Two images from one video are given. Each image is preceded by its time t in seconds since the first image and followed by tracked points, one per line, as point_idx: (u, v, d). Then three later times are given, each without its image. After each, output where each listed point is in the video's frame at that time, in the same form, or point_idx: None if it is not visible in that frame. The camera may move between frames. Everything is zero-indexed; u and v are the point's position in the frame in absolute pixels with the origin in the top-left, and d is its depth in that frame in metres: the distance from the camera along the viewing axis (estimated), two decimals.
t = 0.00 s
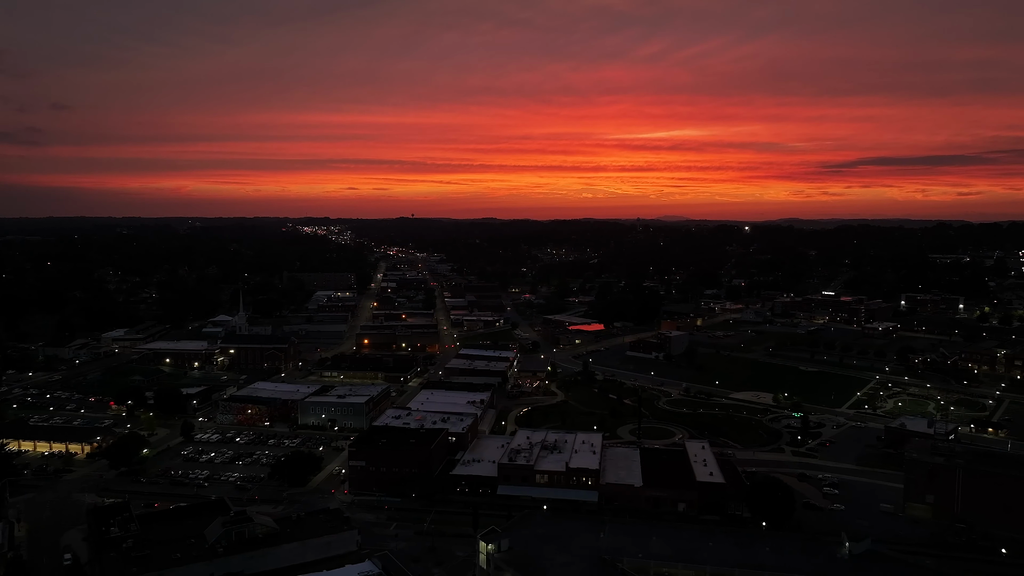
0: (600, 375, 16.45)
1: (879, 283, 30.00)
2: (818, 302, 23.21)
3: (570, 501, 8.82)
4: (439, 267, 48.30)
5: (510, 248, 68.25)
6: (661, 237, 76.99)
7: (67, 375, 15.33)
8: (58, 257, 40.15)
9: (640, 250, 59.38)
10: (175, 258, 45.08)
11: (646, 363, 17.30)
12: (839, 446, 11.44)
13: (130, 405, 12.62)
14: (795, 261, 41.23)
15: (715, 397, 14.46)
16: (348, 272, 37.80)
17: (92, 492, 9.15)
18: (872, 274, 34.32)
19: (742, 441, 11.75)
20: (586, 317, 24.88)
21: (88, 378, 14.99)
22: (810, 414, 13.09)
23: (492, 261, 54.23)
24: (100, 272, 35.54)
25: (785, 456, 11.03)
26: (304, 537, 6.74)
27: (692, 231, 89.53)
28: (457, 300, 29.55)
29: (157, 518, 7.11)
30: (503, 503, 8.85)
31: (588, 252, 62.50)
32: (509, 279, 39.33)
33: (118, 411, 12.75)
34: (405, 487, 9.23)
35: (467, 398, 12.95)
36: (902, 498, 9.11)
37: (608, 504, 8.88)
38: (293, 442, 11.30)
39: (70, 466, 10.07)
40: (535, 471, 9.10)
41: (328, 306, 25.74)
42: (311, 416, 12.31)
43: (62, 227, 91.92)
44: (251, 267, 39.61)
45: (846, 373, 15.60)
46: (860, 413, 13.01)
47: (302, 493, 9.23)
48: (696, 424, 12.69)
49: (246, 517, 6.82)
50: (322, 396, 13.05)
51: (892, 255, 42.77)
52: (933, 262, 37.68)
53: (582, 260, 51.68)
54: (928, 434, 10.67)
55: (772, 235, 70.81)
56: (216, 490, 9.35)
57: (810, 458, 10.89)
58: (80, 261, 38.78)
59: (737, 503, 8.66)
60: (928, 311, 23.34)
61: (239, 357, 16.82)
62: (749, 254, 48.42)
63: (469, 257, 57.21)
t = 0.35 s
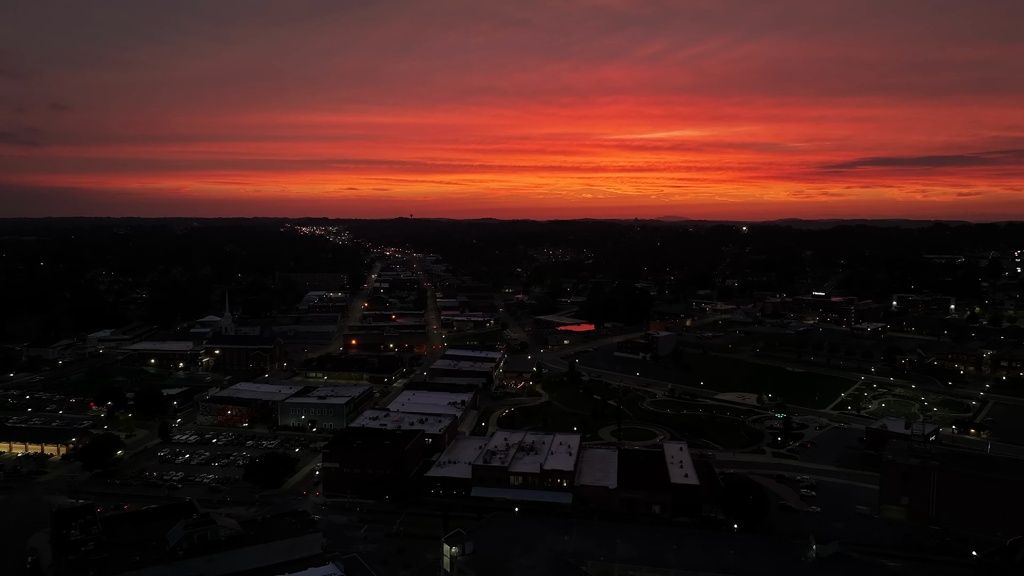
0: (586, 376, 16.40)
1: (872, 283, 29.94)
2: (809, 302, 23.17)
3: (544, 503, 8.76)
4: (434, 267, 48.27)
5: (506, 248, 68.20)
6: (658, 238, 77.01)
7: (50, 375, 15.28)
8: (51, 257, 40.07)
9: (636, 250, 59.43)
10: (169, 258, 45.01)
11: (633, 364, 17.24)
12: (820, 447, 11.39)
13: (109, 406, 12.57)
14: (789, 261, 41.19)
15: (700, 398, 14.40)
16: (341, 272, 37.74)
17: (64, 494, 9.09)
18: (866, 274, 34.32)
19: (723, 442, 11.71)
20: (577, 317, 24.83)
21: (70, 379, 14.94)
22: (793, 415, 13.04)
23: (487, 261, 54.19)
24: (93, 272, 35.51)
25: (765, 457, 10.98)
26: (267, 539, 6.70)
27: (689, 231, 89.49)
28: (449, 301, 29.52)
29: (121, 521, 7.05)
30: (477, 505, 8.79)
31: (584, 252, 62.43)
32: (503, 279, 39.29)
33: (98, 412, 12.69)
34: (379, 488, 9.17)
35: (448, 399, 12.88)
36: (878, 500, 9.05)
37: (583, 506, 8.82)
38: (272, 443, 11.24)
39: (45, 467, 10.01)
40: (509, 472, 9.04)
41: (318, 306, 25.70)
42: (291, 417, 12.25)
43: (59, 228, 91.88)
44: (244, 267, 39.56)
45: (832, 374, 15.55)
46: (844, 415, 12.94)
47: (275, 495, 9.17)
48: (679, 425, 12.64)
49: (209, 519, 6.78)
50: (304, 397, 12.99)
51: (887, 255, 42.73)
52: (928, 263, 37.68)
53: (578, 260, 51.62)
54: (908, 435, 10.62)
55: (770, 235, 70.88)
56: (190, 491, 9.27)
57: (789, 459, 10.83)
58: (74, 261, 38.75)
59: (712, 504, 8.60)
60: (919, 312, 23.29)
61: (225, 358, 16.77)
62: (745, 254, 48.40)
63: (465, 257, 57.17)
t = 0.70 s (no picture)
0: (573, 376, 16.33)
1: (865, 284, 29.91)
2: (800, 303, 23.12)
3: (518, 506, 8.69)
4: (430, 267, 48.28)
5: (503, 248, 68.20)
6: (655, 238, 77.06)
7: (33, 376, 15.20)
8: (44, 257, 40.01)
9: (632, 250, 59.48)
10: (164, 258, 44.95)
11: (621, 365, 17.17)
12: (802, 449, 11.34)
13: (90, 407, 12.49)
14: (785, 261, 41.17)
15: (685, 399, 14.35)
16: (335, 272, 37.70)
17: (36, 497, 9.00)
18: (861, 274, 34.29)
19: (705, 444, 11.65)
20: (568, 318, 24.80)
21: (53, 380, 14.85)
22: (778, 416, 12.98)
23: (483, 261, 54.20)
24: (86, 272, 35.47)
25: (746, 459, 10.92)
26: (231, 543, 6.62)
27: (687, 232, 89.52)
28: (441, 301, 29.50)
29: (85, 525, 6.96)
30: (451, 508, 8.72)
31: (580, 252, 62.42)
32: (497, 279, 39.26)
33: (78, 414, 12.62)
34: (354, 491, 9.10)
35: (430, 400, 12.81)
36: (856, 502, 8.98)
37: (558, 508, 8.74)
38: (251, 444, 11.16)
39: (19, 469, 9.94)
40: (484, 475, 8.95)
41: (309, 306, 25.65)
42: (272, 419, 12.18)
43: (56, 228, 91.82)
44: (238, 267, 39.48)
45: (818, 374, 15.50)
46: (828, 416, 12.88)
47: (250, 497, 9.10)
48: (662, 426, 12.57)
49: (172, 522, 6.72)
50: (285, 397, 12.92)
51: (882, 256, 42.74)
52: (923, 263, 37.67)
53: (573, 260, 51.64)
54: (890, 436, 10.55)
55: (767, 235, 70.95)
56: (163, 494, 9.19)
57: (770, 461, 10.77)
58: (67, 261, 38.69)
59: (687, 507, 8.53)
60: (911, 312, 23.25)
61: (210, 359, 16.70)
62: (741, 254, 48.45)
63: (461, 258, 57.16)
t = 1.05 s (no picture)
0: (559, 378, 16.24)
1: (858, 284, 29.84)
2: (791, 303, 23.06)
3: (492, 509, 8.59)
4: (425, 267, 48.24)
5: (500, 249, 68.19)
6: (652, 238, 77.02)
7: (16, 377, 15.12)
8: (38, 258, 39.96)
9: (628, 250, 59.48)
10: (158, 259, 44.89)
11: (608, 365, 17.08)
12: (784, 451, 11.24)
13: (68, 409, 12.40)
14: (780, 261, 41.11)
15: (671, 400, 14.27)
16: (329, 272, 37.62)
17: (5, 500, 8.89)
18: (855, 274, 34.25)
19: (686, 446, 11.56)
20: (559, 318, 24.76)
21: (35, 381, 14.76)
22: (762, 418, 12.89)
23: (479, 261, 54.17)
24: (79, 273, 35.44)
25: (727, 461, 10.82)
26: (192, 547, 6.51)
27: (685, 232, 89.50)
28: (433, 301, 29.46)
29: (47, 529, 6.87)
30: (424, 511, 8.63)
31: (577, 252, 62.39)
32: (492, 279, 39.21)
33: (57, 415, 12.53)
34: (327, 494, 9.02)
35: (412, 401, 12.73)
36: (833, 505, 8.89)
37: (532, 511, 8.65)
38: (228, 446, 11.07)
39: None
40: (458, 478, 8.85)
41: (300, 307, 25.58)
42: (252, 421, 12.10)
43: (53, 228, 91.84)
44: (232, 267, 39.42)
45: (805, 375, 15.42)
46: (813, 418, 12.79)
47: (222, 500, 9.01)
48: (646, 428, 12.48)
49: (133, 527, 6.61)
50: (266, 399, 12.83)
51: (878, 255, 42.68)
52: (918, 263, 37.63)
53: (569, 260, 51.62)
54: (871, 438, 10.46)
55: (764, 235, 70.90)
56: (135, 497, 9.08)
57: (751, 463, 10.68)
58: (61, 261, 38.64)
59: (662, 510, 8.44)
60: (902, 312, 23.16)
61: (195, 360, 16.61)
62: (737, 254, 48.31)
63: (457, 258, 57.13)
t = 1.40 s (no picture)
0: (546, 379, 16.14)
1: (852, 285, 29.74)
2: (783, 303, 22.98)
3: (466, 512, 8.51)
4: (421, 267, 48.19)
5: (496, 249, 68.09)
6: (650, 238, 77.06)
7: None
8: (32, 258, 39.92)
9: (625, 250, 59.40)
10: (153, 258, 44.84)
11: (595, 366, 17.00)
12: (766, 453, 11.15)
13: (48, 410, 12.32)
14: (775, 261, 41.04)
15: (656, 402, 14.19)
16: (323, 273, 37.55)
17: None
18: (849, 274, 34.15)
19: (669, 447, 11.49)
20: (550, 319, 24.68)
21: (17, 382, 14.67)
22: (747, 419, 12.81)
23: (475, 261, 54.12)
24: (72, 274, 35.34)
25: (708, 463, 10.74)
26: (154, 553, 6.42)
27: (682, 232, 89.42)
28: (426, 301, 29.42)
29: (8, 533, 6.78)
30: (398, 514, 8.55)
31: (573, 252, 62.31)
32: (486, 279, 39.13)
33: (36, 417, 12.45)
34: (301, 497, 8.95)
35: (393, 403, 12.65)
36: (811, 508, 8.80)
37: (506, 514, 8.57)
38: (206, 448, 10.99)
39: None
40: (433, 480, 8.77)
41: (290, 307, 25.48)
42: (231, 422, 12.01)
43: (50, 228, 91.79)
44: (226, 267, 39.34)
45: (792, 376, 15.34)
46: (798, 419, 12.71)
47: (195, 504, 8.92)
48: (629, 430, 12.39)
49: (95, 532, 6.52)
50: (247, 400, 12.74)
51: (873, 255, 42.63)
52: (913, 263, 37.54)
53: (565, 260, 51.56)
54: (854, 439, 10.37)
55: (761, 235, 70.78)
56: (107, 500, 8.99)
57: (733, 465, 10.60)
58: (54, 262, 38.57)
59: (637, 514, 8.35)
60: (894, 312, 23.08)
61: (181, 361, 16.53)
62: (733, 254, 48.31)
63: (453, 258, 57.07)
